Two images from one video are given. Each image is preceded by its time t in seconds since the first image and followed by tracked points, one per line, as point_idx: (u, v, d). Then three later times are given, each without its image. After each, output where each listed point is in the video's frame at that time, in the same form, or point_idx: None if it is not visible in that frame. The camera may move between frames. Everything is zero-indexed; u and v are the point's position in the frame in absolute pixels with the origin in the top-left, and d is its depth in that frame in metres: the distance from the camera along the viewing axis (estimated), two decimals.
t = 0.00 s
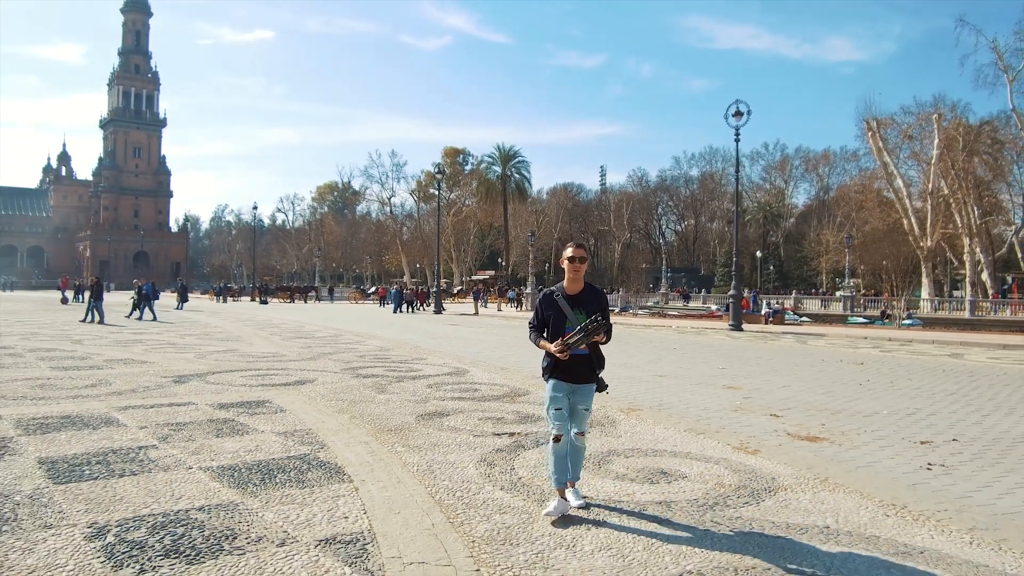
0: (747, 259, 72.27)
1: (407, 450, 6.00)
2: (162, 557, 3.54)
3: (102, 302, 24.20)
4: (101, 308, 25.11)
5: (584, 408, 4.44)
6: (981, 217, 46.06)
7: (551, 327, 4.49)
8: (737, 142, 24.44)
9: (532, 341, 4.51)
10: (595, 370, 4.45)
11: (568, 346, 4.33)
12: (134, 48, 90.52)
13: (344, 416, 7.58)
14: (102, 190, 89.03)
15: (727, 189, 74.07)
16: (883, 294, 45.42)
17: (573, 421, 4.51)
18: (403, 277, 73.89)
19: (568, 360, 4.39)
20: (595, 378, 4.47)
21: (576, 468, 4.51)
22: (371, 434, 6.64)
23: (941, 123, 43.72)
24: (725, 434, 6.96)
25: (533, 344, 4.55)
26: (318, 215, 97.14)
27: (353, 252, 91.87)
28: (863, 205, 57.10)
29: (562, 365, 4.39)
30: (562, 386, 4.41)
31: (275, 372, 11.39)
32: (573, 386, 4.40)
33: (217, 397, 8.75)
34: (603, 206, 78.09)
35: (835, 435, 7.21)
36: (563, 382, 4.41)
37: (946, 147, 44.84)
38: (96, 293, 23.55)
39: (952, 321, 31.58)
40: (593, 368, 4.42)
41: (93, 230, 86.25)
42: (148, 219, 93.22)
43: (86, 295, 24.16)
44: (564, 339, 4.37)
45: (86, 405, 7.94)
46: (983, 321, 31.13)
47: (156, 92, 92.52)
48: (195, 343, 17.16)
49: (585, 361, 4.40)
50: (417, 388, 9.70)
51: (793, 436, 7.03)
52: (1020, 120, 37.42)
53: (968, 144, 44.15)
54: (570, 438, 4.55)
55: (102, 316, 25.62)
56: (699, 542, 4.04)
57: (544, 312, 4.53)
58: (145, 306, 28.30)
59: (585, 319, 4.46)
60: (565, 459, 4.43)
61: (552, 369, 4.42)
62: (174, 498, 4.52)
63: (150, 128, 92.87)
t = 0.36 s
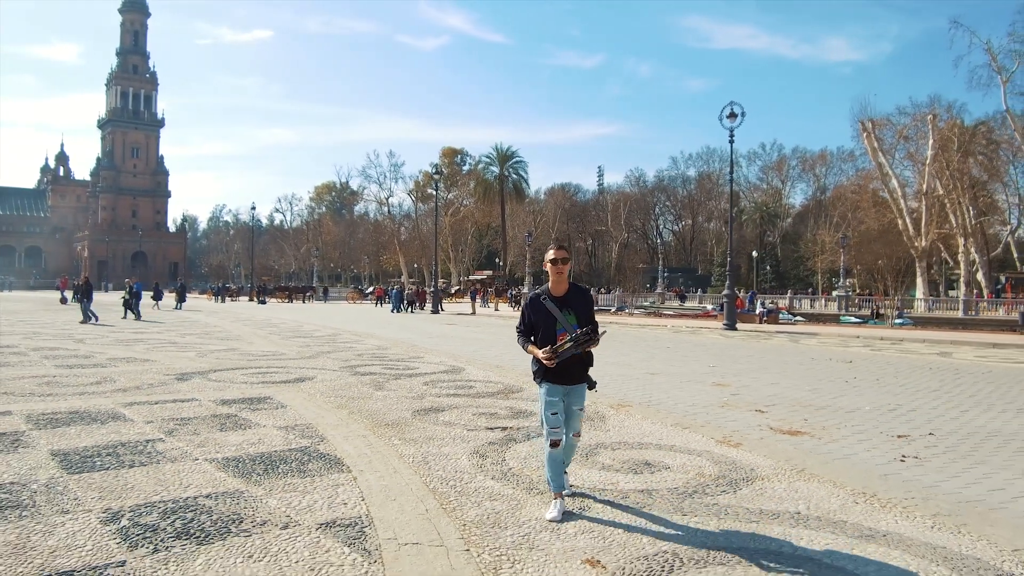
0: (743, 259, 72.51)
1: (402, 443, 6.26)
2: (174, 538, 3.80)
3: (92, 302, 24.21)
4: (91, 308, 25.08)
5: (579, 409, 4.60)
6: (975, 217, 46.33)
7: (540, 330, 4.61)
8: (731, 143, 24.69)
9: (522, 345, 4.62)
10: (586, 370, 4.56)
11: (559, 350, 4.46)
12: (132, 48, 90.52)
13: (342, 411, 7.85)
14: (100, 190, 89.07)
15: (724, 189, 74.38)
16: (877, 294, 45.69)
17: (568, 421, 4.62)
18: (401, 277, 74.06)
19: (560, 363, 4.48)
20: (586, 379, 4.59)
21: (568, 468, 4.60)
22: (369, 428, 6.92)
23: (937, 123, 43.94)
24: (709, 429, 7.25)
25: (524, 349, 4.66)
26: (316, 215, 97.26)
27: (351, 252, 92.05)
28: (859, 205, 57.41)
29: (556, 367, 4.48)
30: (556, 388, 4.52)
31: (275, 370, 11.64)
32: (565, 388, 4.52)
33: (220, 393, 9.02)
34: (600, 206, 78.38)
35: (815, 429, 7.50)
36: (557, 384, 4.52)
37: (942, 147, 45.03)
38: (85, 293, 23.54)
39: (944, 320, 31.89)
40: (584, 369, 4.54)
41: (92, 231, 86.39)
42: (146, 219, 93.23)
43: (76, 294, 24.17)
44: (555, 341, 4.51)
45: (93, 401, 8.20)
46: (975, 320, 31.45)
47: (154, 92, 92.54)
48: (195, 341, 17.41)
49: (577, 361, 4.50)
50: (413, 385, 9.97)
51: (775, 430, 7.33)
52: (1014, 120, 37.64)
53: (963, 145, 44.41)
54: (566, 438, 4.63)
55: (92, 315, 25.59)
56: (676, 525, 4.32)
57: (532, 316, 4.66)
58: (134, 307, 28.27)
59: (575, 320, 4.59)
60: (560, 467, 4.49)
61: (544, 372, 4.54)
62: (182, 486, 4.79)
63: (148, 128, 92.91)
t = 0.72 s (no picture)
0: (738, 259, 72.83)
1: (400, 436, 6.48)
2: (183, 522, 4.01)
3: (80, 302, 24.13)
4: (79, 309, 24.99)
5: (569, 397, 4.63)
6: (966, 218, 46.76)
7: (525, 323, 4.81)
8: (724, 145, 25.00)
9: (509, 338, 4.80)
10: (574, 360, 4.69)
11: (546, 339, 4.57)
12: (127, 48, 90.42)
13: (339, 408, 8.08)
14: (94, 190, 88.79)
15: (718, 189, 74.74)
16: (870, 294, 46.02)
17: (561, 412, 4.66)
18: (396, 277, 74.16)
19: (546, 353, 4.63)
20: (575, 369, 4.70)
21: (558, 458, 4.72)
22: (366, 422, 7.16)
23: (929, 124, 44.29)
24: (695, 423, 7.50)
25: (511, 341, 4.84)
26: (311, 215, 97.24)
27: (346, 252, 92.08)
28: (852, 205, 57.81)
29: (543, 359, 4.61)
30: (544, 381, 4.63)
31: (271, 368, 11.85)
32: (555, 380, 4.63)
33: (220, 390, 9.25)
34: (595, 207, 78.66)
35: (797, 423, 7.76)
36: (545, 376, 4.63)
37: (933, 148, 45.37)
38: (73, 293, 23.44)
39: (933, 320, 32.29)
40: (571, 359, 4.67)
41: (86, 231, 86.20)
42: (141, 219, 92.98)
43: (64, 294, 24.08)
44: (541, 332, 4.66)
45: (96, 397, 8.40)
46: (964, 320, 31.82)
47: (148, 92, 92.40)
48: (193, 341, 17.60)
49: (563, 353, 4.63)
50: (409, 382, 10.19)
51: (759, 424, 7.58)
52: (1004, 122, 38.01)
53: (954, 146, 44.80)
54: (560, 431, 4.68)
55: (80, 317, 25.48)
56: (657, 510, 4.57)
57: (518, 312, 4.86)
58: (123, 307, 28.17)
59: (560, 313, 4.77)
60: (550, 457, 4.60)
61: (532, 364, 4.66)
62: (188, 475, 5.01)
63: (142, 129, 92.73)
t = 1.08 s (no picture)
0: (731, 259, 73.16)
1: (396, 433, 6.67)
2: (190, 513, 4.21)
3: (67, 303, 23.95)
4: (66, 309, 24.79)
5: (557, 402, 4.70)
6: (957, 218, 47.18)
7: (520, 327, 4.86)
8: (716, 147, 25.28)
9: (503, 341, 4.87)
10: (566, 367, 4.75)
11: (536, 346, 4.65)
12: (120, 48, 90.17)
13: (336, 405, 8.29)
14: (87, 190, 88.51)
15: (712, 190, 75.11)
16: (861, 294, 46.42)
17: (550, 416, 4.72)
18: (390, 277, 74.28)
19: (538, 359, 4.72)
20: (567, 374, 4.77)
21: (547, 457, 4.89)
22: (363, 418, 7.36)
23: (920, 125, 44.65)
24: (683, 419, 7.72)
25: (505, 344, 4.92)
26: (305, 215, 97.21)
27: (340, 252, 92.07)
28: (844, 205, 58.19)
29: (535, 365, 4.69)
30: (535, 386, 4.74)
31: (268, 367, 12.02)
32: (545, 385, 4.72)
33: (218, 388, 9.43)
34: (589, 207, 78.94)
35: (782, 419, 8.00)
36: (537, 381, 4.73)
37: (925, 149, 45.72)
38: (60, 295, 23.25)
39: (923, 319, 32.66)
40: (563, 365, 4.73)
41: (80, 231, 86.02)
42: (134, 219, 92.76)
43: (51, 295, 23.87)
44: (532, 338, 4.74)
45: (98, 395, 8.59)
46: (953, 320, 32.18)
47: (142, 92, 92.24)
48: (188, 341, 17.74)
49: (554, 359, 4.69)
50: (405, 381, 10.39)
51: (745, 420, 7.82)
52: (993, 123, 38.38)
53: (945, 147, 45.19)
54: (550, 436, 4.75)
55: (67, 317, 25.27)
56: (643, 501, 4.80)
57: (514, 314, 4.93)
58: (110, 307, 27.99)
59: (553, 319, 4.81)
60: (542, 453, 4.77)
61: (525, 369, 4.75)
62: (192, 469, 5.21)
63: (136, 128, 92.54)
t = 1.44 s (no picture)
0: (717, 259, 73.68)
1: (380, 426, 6.90)
2: (186, 497, 4.45)
3: (44, 304, 23.65)
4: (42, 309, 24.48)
5: (538, 397, 4.90)
6: (939, 218, 47.83)
7: (508, 319, 5.00)
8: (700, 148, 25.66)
9: (490, 332, 5.03)
10: (550, 362, 4.94)
11: (521, 342, 4.84)
12: (105, 46, 89.41)
13: (323, 400, 8.51)
14: (72, 189, 87.73)
15: (698, 189, 75.64)
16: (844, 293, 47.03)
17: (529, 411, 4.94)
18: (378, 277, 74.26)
19: (522, 352, 4.88)
20: (549, 369, 4.95)
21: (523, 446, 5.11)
22: (350, 412, 7.58)
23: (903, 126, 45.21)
24: (659, 412, 8.01)
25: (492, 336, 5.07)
26: (292, 215, 96.91)
27: (327, 252, 91.84)
28: (828, 205, 58.80)
29: (518, 357, 4.87)
30: (516, 378, 4.91)
31: (255, 365, 12.20)
32: (526, 378, 4.89)
33: (208, 384, 9.63)
34: (576, 207, 79.24)
35: (755, 413, 8.31)
36: (518, 374, 4.91)
37: (907, 149, 46.26)
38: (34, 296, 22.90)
39: (902, 317, 33.25)
40: (547, 360, 4.91)
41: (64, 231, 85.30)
42: (120, 218, 92.08)
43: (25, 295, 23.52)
44: (518, 333, 4.89)
45: (90, 391, 8.76)
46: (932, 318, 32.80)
47: (127, 91, 91.59)
48: (176, 339, 17.86)
49: (536, 353, 4.87)
50: (391, 377, 10.63)
51: (720, 413, 8.12)
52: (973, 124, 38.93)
53: (927, 147, 45.78)
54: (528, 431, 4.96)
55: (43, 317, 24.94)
56: (615, 486, 5.09)
57: (503, 306, 5.05)
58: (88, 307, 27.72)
59: (541, 314, 4.96)
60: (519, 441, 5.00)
61: (508, 361, 4.93)
62: (186, 459, 5.44)
63: (122, 127, 91.95)
